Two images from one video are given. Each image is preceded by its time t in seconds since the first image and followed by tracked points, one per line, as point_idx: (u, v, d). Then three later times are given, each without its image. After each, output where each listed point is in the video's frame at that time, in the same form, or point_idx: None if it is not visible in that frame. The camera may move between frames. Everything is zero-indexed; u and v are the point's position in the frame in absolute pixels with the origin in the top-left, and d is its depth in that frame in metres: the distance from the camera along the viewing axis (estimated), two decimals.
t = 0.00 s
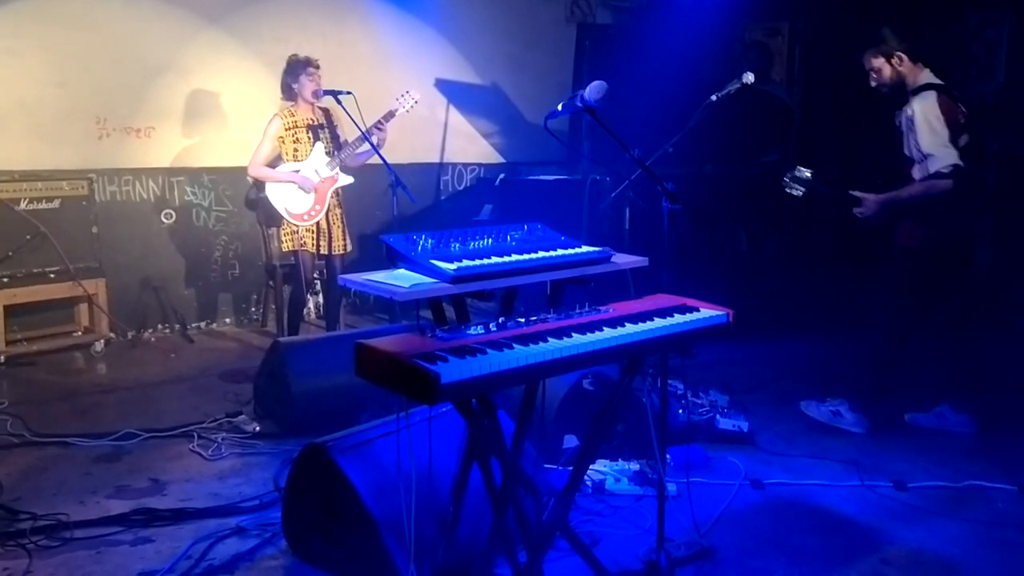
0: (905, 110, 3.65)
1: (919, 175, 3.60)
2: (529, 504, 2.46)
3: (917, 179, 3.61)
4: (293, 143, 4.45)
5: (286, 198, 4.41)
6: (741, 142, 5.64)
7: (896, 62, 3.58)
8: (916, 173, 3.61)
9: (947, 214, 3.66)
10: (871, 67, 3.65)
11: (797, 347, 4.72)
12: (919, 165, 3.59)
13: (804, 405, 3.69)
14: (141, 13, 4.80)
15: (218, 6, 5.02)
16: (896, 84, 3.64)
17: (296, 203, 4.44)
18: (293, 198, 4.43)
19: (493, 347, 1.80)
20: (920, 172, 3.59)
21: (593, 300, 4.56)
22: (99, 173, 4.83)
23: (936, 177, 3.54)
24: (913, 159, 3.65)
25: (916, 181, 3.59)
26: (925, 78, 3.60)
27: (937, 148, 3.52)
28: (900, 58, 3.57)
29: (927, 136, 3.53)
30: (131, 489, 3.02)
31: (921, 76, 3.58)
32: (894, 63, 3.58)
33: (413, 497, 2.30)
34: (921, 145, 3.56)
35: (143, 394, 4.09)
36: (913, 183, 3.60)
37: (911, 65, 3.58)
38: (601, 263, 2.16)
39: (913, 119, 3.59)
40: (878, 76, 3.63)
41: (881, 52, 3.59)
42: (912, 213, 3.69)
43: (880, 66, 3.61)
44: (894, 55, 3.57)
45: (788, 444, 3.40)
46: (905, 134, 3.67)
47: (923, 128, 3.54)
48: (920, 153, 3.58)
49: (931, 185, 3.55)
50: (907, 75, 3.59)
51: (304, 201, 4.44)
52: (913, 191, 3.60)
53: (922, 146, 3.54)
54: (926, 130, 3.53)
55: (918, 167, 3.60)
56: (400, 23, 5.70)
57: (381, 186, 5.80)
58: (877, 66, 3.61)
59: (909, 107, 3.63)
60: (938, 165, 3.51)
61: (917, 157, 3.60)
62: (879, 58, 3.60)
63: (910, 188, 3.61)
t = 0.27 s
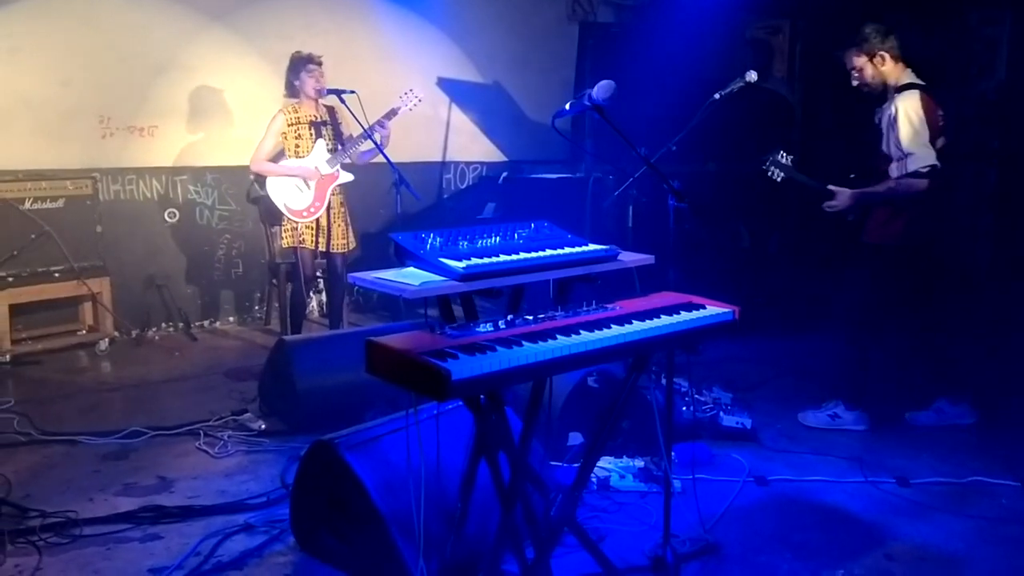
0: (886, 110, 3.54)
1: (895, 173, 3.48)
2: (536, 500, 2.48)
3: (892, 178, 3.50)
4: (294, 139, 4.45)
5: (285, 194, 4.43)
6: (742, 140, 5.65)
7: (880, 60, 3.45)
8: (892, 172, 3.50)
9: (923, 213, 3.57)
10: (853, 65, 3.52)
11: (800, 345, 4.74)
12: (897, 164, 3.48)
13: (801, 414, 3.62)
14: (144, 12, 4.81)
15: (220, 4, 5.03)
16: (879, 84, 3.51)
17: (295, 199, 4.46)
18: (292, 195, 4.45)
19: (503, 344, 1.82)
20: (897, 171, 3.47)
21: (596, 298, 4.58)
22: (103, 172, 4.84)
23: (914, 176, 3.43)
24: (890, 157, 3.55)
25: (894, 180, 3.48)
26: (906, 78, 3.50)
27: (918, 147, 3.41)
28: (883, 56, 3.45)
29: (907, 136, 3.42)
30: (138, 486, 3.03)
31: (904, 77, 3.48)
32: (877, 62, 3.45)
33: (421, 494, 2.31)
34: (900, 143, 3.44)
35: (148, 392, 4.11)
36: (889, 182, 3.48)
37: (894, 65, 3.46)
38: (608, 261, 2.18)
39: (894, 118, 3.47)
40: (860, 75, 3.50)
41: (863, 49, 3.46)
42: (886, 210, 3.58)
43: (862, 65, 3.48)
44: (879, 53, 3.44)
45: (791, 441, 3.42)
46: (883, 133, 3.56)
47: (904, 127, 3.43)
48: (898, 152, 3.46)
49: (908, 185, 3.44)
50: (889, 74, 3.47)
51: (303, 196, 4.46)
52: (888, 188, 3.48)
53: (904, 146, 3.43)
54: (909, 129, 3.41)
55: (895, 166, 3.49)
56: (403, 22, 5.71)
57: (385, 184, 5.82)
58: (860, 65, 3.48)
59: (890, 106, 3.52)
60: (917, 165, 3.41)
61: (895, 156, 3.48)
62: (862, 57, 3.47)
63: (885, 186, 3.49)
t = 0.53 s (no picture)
0: (873, 106, 3.43)
1: (891, 169, 3.34)
2: (546, 496, 2.50)
3: (887, 173, 3.36)
4: (299, 142, 4.48)
5: (288, 197, 4.43)
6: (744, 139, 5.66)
7: (865, 59, 3.35)
8: (888, 167, 3.35)
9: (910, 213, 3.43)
10: (837, 64, 3.40)
11: (804, 341, 4.76)
12: (893, 158, 3.34)
13: (805, 413, 3.63)
14: (146, 16, 4.83)
15: (222, 8, 5.05)
16: (864, 83, 3.41)
17: (298, 202, 4.47)
18: (295, 198, 4.45)
19: (515, 342, 1.84)
20: (894, 166, 3.33)
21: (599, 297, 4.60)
22: (107, 176, 4.86)
23: (910, 171, 3.31)
24: (883, 152, 3.41)
25: (891, 175, 3.33)
26: (893, 75, 3.40)
27: (916, 142, 3.29)
28: (868, 54, 3.33)
29: (904, 132, 3.30)
30: (149, 488, 3.05)
31: (889, 74, 3.39)
32: (863, 61, 3.34)
33: (432, 492, 2.33)
34: (898, 137, 3.32)
35: (156, 395, 4.13)
36: (884, 176, 3.35)
37: (879, 63, 3.36)
38: (616, 259, 2.20)
39: (888, 113, 3.36)
40: (845, 74, 3.39)
41: (848, 48, 3.34)
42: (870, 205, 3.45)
43: (847, 64, 3.37)
44: (863, 51, 3.33)
45: (797, 437, 3.44)
46: (874, 129, 3.44)
47: (902, 122, 3.31)
48: (895, 147, 3.33)
49: (903, 180, 3.32)
50: (875, 73, 3.37)
51: (306, 200, 4.47)
52: (881, 183, 3.35)
53: (901, 140, 3.30)
54: (906, 124, 3.30)
55: (890, 161, 3.34)
56: (405, 24, 5.73)
57: (388, 186, 5.85)
58: (845, 64, 3.36)
59: (881, 102, 3.40)
60: (916, 160, 3.29)
61: (890, 151, 3.35)
62: (847, 56, 3.35)
63: (881, 180, 3.35)
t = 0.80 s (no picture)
0: (865, 97, 3.42)
1: (892, 157, 3.34)
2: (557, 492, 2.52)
3: (887, 162, 3.36)
4: (303, 145, 4.50)
5: (295, 199, 4.44)
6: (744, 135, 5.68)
7: (852, 49, 3.34)
8: (888, 155, 3.35)
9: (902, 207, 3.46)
10: (824, 56, 3.39)
11: (807, 335, 4.78)
12: (894, 147, 3.34)
13: (811, 406, 3.65)
14: (147, 22, 4.85)
15: (222, 12, 5.07)
16: (851, 73, 3.40)
17: (305, 204, 4.47)
18: (302, 200, 4.46)
19: (526, 338, 1.86)
20: (895, 154, 3.33)
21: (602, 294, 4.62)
22: (110, 181, 4.88)
23: (911, 158, 3.33)
24: (879, 142, 3.39)
25: (892, 164, 3.33)
26: (879, 65, 3.41)
27: (915, 130, 3.31)
28: (855, 44, 3.33)
29: (903, 120, 3.31)
30: (160, 491, 3.07)
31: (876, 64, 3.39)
32: (849, 51, 3.34)
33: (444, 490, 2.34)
34: (898, 125, 3.32)
35: (164, 398, 4.14)
36: (886, 165, 3.34)
37: (866, 53, 3.36)
38: (624, 255, 2.21)
39: (885, 102, 3.35)
40: (832, 65, 3.38)
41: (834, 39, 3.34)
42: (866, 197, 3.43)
43: (834, 55, 3.36)
44: (850, 41, 3.32)
45: (802, 430, 3.46)
46: (869, 120, 3.42)
47: (901, 110, 3.32)
48: (895, 135, 3.33)
49: (903, 168, 3.32)
50: (862, 63, 3.37)
51: (313, 203, 4.48)
52: (883, 172, 3.35)
53: (901, 127, 3.31)
54: (905, 111, 3.31)
55: (891, 150, 3.34)
56: (404, 25, 5.75)
57: (390, 187, 5.87)
58: (832, 55, 3.36)
59: (873, 93, 3.40)
60: (917, 148, 3.30)
61: (890, 140, 3.35)
62: (833, 47, 3.35)
63: (882, 170, 3.35)
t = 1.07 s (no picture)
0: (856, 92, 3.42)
1: (887, 151, 3.35)
2: (564, 486, 2.53)
3: (882, 156, 3.37)
4: (307, 145, 4.51)
5: (302, 199, 4.46)
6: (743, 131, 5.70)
7: (839, 44, 3.36)
8: (883, 150, 3.36)
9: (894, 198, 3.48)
10: (811, 52, 3.40)
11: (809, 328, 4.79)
12: (888, 142, 3.36)
13: (814, 399, 3.67)
14: (146, 24, 4.85)
15: (221, 14, 5.08)
16: (839, 68, 3.42)
17: (312, 205, 4.50)
18: (309, 200, 4.48)
19: (533, 333, 1.87)
20: (890, 149, 3.35)
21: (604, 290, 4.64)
22: (113, 183, 4.89)
23: (906, 153, 3.35)
24: (873, 137, 3.40)
25: (887, 159, 3.34)
26: (867, 60, 3.42)
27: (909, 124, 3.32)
28: (842, 40, 3.35)
29: (898, 115, 3.32)
30: (168, 490, 3.08)
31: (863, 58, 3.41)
32: (837, 46, 3.36)
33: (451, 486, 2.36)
34: (894, 120, 3.33)
35: (169, 399, 4.16)
36: (881, 160, 3.35)
37: (853, 48, 3.39)
38: (629, 250, 2.23)
39: (879, 98, 3.35)
40: (820, 61, 3.39)
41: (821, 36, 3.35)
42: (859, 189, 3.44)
43: (821, 51, 3.37)
44: (838, 36, 3.34)
45: (806, 422, 3.48)
46: (861, 115, 3.42)
47: (894, 105, 3.32)
48: (889, 130, 3.34)
49: (898, 162, 3.34)
50: (849, 58, 3.40)
51: (319, 202, 4.51)
52: (878, 166, 3.36)
53: (896, 122, 3.33)
54: (899, 105, 3.32)
55: (886, 145, 3.36)
56: (403, 24, 5.76)
57: (391, 186, 5.88)
58: (820, 51, 3.37)
59: (865, 88, 3.39)
60: (912, 142, 3.32)
61: (884, 134, 3.36)
62: (821, 42, 3.36)
63: (878, 164, 3.35)
